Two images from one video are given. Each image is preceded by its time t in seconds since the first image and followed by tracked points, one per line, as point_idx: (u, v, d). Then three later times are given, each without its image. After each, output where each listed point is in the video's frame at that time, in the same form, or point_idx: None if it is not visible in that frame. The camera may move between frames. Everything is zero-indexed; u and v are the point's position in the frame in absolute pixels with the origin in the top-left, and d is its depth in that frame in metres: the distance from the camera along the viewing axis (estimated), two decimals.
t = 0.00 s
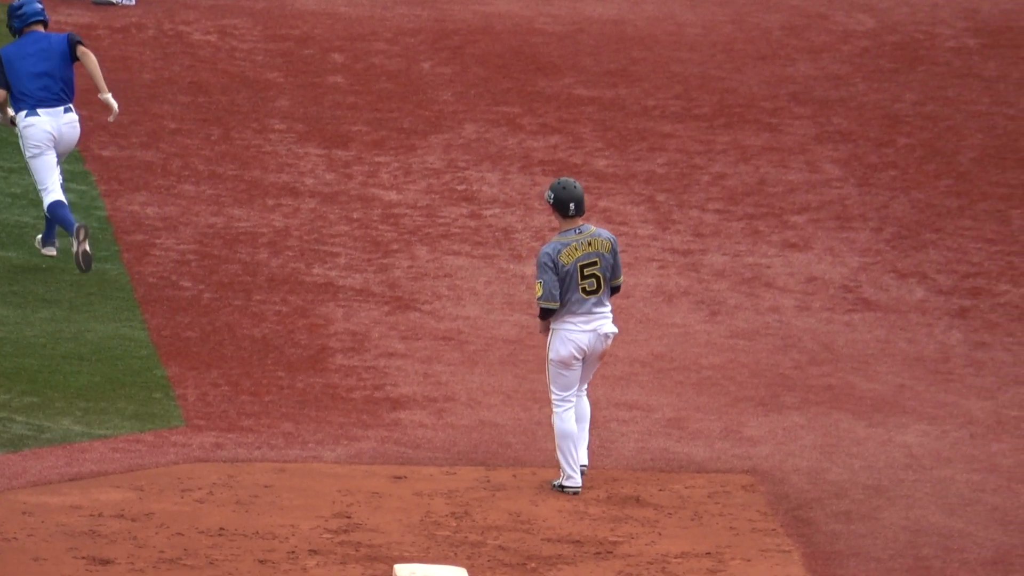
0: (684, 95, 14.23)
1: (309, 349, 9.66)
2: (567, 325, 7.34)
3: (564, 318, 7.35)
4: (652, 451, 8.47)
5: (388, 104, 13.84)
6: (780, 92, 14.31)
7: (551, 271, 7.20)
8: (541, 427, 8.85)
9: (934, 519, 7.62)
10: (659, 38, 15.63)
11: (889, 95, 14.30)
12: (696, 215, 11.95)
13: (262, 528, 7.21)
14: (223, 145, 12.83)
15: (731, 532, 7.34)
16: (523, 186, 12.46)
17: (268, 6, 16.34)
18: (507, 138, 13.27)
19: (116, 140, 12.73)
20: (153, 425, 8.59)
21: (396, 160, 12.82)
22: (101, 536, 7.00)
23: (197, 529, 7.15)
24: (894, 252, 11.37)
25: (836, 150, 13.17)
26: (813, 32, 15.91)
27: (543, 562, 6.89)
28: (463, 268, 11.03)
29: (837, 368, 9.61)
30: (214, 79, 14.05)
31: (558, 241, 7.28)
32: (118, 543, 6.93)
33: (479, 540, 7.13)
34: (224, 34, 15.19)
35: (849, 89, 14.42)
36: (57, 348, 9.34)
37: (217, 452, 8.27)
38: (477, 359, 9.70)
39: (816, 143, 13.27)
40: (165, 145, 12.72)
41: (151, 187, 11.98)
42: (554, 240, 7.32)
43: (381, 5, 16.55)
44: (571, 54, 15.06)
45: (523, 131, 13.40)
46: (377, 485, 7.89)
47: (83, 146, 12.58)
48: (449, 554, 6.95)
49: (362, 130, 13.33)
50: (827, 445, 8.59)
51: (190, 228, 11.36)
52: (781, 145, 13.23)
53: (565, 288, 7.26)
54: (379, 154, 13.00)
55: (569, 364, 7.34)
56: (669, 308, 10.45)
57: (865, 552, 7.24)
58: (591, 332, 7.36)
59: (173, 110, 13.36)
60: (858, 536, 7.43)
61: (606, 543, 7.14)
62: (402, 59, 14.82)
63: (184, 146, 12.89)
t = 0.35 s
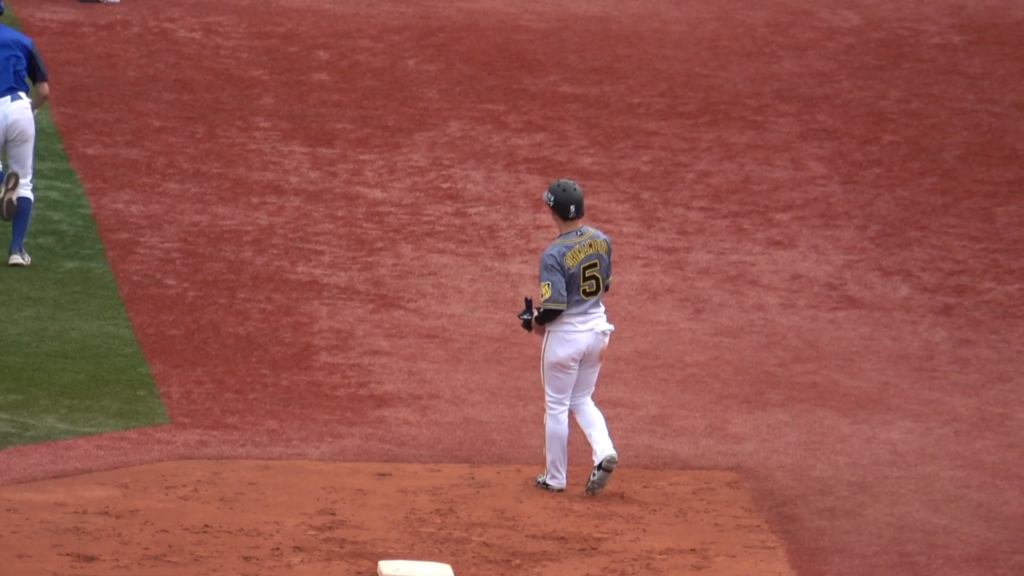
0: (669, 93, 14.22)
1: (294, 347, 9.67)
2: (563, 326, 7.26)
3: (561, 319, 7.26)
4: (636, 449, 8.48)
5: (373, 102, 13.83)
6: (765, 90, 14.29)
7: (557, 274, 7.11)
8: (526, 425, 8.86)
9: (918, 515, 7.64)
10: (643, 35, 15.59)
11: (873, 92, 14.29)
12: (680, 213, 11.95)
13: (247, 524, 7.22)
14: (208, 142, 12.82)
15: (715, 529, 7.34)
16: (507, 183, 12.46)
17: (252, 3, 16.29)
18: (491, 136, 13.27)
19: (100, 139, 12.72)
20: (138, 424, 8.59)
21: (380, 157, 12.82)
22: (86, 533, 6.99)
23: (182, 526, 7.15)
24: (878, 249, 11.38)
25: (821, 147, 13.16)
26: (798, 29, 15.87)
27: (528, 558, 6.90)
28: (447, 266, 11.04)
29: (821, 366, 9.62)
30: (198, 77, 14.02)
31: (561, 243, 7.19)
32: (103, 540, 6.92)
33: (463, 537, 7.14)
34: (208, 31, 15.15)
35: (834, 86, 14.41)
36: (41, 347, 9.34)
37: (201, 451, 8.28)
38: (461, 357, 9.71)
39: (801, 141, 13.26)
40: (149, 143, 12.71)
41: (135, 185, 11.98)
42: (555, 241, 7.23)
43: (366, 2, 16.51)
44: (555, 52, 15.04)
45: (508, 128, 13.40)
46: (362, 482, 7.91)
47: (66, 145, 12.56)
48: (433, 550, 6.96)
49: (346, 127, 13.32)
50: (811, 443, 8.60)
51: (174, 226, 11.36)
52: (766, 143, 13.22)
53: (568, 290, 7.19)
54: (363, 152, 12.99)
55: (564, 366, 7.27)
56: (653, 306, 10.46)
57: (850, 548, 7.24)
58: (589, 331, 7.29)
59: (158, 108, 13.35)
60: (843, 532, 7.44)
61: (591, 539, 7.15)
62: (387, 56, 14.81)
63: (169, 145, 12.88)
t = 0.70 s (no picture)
0: (654, 90, 14.22)
1: (279, 344, 9.68)
2: (564, 333, 7.15)
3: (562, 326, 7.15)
4: (621, 446, 8.47)
5: (358, 99, 13.83)
6: (749, 87, 14.28)
7: (567, 279, 7.03)
8: (511, 421, 8.85)
9: (904, 512, 7.62)
10: (628, 31, 15.55)
11: (858, 89, 14.30)
12: (665, 210, 11.97)
13: (232, 522, 7.17)
14: (192, 139, 12.82)
15: (700, 525, 7.30)
16: (492, 180, 12.46)
17: None
18: (476, 132, 13.27)
19: (85, 136, 12.72)
20: (123, 420, 8.59)
21: (365, 154, 12.82)
22: (71, 530, 6.94)
23: (167, 523, 7.11)
24: (863, 247, 11.40)
25: (806, 144, 13.16)
26: (783, 26, 15.84)
27: (513, 555, 6.86)
28: (432, 263, 11.05)
29: (806, 362, 9.62)
30: (183, 73, 14.00)
31: (567, 249, 7.09)
32: (87, 537, 6.86)
33: (449, 535, 7.11)
34: (193, 27, 15.11)
35: (818, 83, 14.41)
36: (26, 344, 9.32)
37: (187, 447, 8.26)
38: (446, 354, 9.71)
39: (786, 138, 13.26)
40: (134, 140, 12.71)
41: (120, 181, 11.99)
42: (559, 246, 7.12)
43: None
44: (540, 49, 15.04)
45: (493, 126, 13.41)
46: (347, 479, 7.88)
47: (51, 141, 12.56)
48: (419, 548, 6.93)
49: (331, 124, 13.31)
50: (796, 439, 8.59)
51: (159, 223, 11.37)
52: (750, 139, 13.22)
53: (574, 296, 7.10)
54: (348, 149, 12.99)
55: (563, 373, 7.18)
56: (638, 303, 10.47)
57: (835, 545, 7.22)
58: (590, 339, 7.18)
59: (143, 105, 13.35)
60: (828, 529, 7.41)
61: (576, 536, 7.12)
62: (372, 53, 14.81)
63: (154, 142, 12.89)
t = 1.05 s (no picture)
0: (639, 86, 14.21)
1: (264, 341, 9.68)
2: (572, 334, 7.18)
3: (570, 328, 7.17)
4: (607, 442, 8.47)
5: (343, 95, 13.82)
6: (735, 83, 14.27)
7: (573, 277, 7.05)
8: (497, 417, 8.85)
9: (889, 509, 7.62)
10: (614, 26, 15.52)
11: (844, 85, 14.30)
12: (651, 206, 11.97)
13: (217, 519, 7.14)
14: (178, 136, 12.82)
15: (686, 522, 7.28)
16: (478, 176, 12.46)
17: None
18: (462, 129, 13.27)
19: (71, 132, 12.72)
20: (108, 416, 8.58)
21: (351, 151, 12.82)
22: (56, 527, 6.91)
23: (153, 520, 7.08)
24: (849, 243, 11.42)
25: (791, 140, 13.16)
26: (769, 22, 15.82)
27: (498, 552, 6.83)
28: (418, 259, 11.06)
29: (792, 359, 9.62)
30: (169, 70, 13.99)
31: (571, 247, 7.12)
32: (73, 534, 6.83)
33: (434, 531, 7.09)
34: (179, 24, 15.07)
35: (804, 79, 14.41)
36: (11, 340, 9.31)
37: (173, 443, 8.25)
38: (432, 350, 9.72)
39: (772, 134, 13.26)
40: (120, 137, 12.71)
41: (106, 178, 12.00)
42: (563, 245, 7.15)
43: None
44: (526, 45, 15.03)
45: (479, 122, 13.41)
46: (333, 476, 7.87)
47: (37, 138, 12.56)
48: (405, 545, 6.91)
49: (317, 120, 13.31)
50: (783, 435, 8.59)
51: (145, 219, 11.37)
52: (736, 136, 13.21)
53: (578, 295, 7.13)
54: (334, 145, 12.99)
55: (570, 376, 7.21)
56: (625, 299, 10.48)
57: (820, 542, 7.20)
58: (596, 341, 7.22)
59: (128, 101, 13.35)
60: (813, 526, 7.40)
61: (561, 533, 7.09)
62: (358, 50, 14.80)
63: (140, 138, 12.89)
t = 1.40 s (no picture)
0: (626, 83, 14.22)
1: (251, 338, 9.69)
2: (573, 326, 7.15)
3: (571, 320, 7.14)
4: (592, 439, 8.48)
5: (330, 93, 13.83)
6: (722, 81, 14.28)
7: (570, 269, 6.98)
8: (483, 415, 8.85)
9: (876, 506, 7.61)
10: (601, 24, 15.52)
11: (831, 82, 14.30)
12: (637, 204, 11.99)
13: (203, 516, 7.13)
14: (165, 133, 12.83)
15: (672, 518, 7.27)
16: (465, 173, 12.47)
17: None
18: (449, 126, 13.28)
19: (58, 130, 12.73)
20: (95, 413, 8.58)
21: (338, 148, 12.83)
22: (43, 524, 6.88)
23: (139, 517, 7.05)
24: (835, 240, 11.43)
25: (779, 138, 13.17)
26: (756, 19, 15.83)
27: (485, 548, 6.81)
28: (405, 256, 11.08)
29: (778, 356, 9.63)
30: (156, 67, 14.00)
31: (566, 240, 7.05)
32: (60, 531, 6.81)
33: (421, 528, 7.07)
34: (166, 21, 15.07)
35: (791, 77, 14.42)
36: None
37: (159, 440, 8.24)
38: (420, 348, 9.73)
39: (759, 131, 13.26)
40: (107, 134, 12.73)
41: (93, 175, 12.01)
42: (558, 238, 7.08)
43: None
44: (513, 43, 15.04)
45: (466, 119, 13.42)
46: (319, 473, 7.87)
47: (24, 135, 12.56)
48: (391, 541, 6.89)
49: (304, 118, 13.32)
50: (769, 432, 8.59)
51: (132, 216, 11.38)
52: (724, 133, 13.22)
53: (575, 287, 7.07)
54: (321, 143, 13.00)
55: (573, 367, 7.18)
56: (612, 297, 10.49)
57: (807, 539, 7.18)
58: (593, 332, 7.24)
59: (115, 98, 13.36)
60: (799, 522, 7.39)
61: (548, 530, 7.08)
62: (345, 47, 14.81)
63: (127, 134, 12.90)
